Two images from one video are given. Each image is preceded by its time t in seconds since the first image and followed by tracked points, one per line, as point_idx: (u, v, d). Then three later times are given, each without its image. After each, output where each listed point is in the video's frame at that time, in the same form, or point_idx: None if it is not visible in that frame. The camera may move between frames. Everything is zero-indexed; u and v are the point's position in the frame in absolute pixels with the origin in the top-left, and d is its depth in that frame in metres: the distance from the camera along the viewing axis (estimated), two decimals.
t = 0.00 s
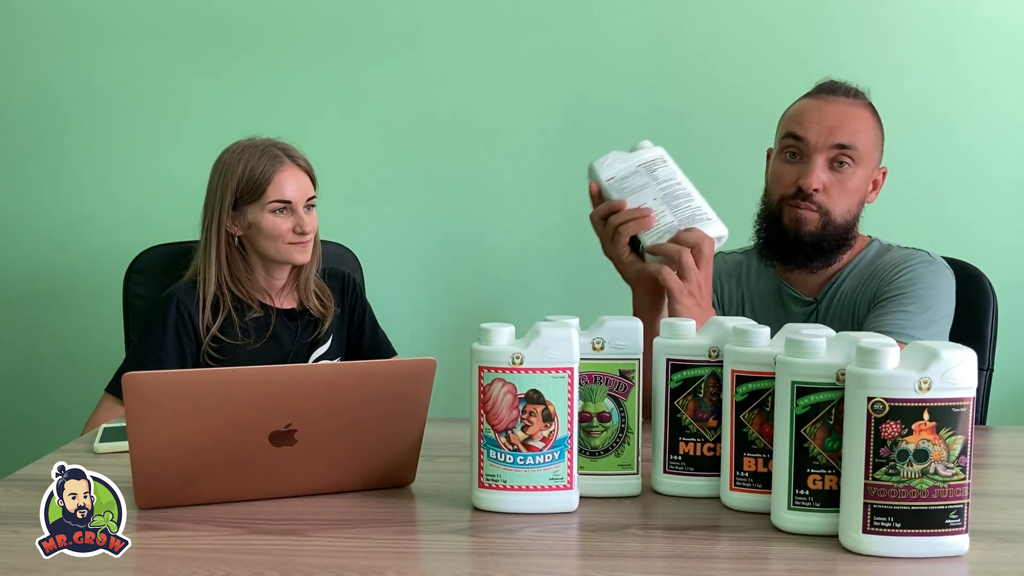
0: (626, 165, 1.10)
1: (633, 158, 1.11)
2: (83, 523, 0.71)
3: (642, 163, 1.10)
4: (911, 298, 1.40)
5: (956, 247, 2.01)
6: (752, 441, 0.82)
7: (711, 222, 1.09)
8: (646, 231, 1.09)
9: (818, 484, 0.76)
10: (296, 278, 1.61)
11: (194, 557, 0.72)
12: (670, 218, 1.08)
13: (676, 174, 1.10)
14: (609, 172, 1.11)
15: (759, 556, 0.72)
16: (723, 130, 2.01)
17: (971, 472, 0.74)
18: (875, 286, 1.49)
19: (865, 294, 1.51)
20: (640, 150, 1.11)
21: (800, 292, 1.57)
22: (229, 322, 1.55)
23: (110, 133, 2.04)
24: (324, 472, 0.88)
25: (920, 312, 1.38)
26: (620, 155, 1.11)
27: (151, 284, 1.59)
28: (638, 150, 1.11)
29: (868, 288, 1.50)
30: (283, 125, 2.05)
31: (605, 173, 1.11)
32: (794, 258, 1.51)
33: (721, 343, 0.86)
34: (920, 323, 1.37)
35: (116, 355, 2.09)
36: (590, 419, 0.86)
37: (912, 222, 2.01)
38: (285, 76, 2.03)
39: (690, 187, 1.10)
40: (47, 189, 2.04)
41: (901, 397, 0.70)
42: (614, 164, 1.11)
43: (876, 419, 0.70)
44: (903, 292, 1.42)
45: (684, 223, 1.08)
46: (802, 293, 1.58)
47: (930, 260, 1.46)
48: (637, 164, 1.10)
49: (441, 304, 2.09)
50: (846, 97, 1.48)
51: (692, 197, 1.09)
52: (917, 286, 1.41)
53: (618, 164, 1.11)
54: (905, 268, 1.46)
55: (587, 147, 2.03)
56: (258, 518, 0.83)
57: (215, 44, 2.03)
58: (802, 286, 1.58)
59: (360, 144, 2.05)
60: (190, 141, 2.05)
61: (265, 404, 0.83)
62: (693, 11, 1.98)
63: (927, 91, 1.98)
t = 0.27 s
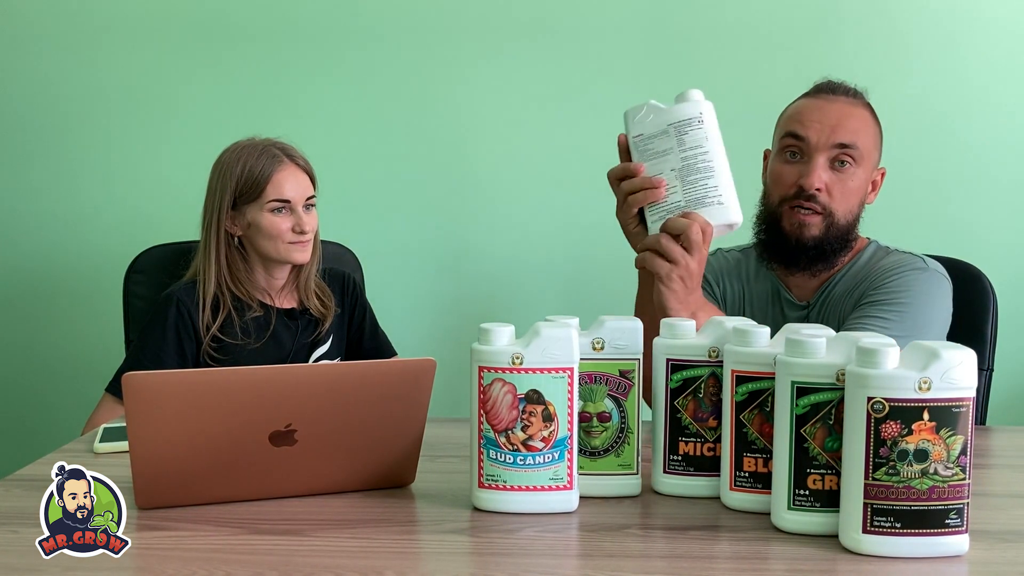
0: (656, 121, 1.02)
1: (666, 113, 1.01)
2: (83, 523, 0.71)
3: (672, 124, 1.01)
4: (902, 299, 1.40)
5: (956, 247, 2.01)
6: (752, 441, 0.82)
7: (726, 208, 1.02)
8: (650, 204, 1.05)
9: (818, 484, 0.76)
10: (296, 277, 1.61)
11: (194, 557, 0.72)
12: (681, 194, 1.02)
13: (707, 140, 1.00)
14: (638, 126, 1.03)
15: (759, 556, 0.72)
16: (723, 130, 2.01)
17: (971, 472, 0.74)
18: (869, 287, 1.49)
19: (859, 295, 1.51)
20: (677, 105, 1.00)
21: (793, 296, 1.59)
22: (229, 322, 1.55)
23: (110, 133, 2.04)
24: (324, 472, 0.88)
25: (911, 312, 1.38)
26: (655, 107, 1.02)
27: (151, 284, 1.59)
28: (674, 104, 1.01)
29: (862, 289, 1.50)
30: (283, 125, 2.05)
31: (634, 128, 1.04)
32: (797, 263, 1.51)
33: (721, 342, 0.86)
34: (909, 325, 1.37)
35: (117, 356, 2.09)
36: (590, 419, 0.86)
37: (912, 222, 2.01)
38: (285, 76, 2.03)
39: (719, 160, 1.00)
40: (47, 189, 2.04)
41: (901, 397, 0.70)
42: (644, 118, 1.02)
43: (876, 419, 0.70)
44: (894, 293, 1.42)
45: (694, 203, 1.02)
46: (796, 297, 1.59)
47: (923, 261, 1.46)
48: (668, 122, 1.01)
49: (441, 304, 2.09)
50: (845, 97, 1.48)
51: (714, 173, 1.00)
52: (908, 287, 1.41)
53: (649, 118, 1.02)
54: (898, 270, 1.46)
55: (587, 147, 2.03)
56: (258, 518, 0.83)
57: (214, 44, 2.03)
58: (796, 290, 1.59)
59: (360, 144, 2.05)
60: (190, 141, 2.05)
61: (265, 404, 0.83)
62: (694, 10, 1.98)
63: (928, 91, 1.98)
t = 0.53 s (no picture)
0: (682, 130, 1.01)
1: (693, 125, 1.00)
2: (83, 523, 0.71)
3: (698, 137, 1.00)
4: (897, 300, 1.40)
5: (956, 248, 2.01)
6: (752, 441, 0.82)
7: (731, 231, 1.02)
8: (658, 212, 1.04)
9: (818, 484, 0.76)
10: (296, 277, 1.61)
11: (194, 557, 0.72)
12: (688, 208, 1.02)
13: (728, 159, 1.00)
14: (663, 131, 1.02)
15: (759, 556, 0.72)
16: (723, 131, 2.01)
17: (972, 472, 0.74)
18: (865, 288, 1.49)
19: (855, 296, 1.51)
20: (707, 118, 1.00)
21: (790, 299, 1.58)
22: (229, 321, 1.55)
23: (110, 133, 2.04)
24: (325, 472, 0.88)
25: (906, 312, 1.38)
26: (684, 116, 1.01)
27: (151, 285, 1.60)
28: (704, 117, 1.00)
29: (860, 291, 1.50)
30: (283, 126, 2.05)
31: (659, 131, 1.02)
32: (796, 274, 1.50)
33: (721, 343, 0.86)
34: (904, 325, 1.37)
35: (116, 356, 2.09)
36: (590, 419, 0.86)
37: (912, 223, 2.01)
38: (285, 77, 2.04)
39: (736, 181, 1.01)
40: (47, 189, 2.04)
41: (901, 397, 0.70)
42: (671, 124, 1.01)
43: (876, 418, 0.70)
44: (889, 293, 1.42)
45: (698, 219, 1.02)
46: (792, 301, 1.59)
47: (919, 259, 1.46)
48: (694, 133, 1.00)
49: (441, 304, 2.09)
50: (845, 107, 1.47)
51: (728, 195, 1.01)
52: (903, 287, 1.41)
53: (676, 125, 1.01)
54: (894, 269, 1.46)
55: (587, 148, 2.03)
56: (258, 518, 0.83)
57: (214, 45, 2.03)
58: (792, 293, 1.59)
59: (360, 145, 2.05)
60: (190, 142, 2.05)
61: (265, 404, 0.83)
62: (694, 11, 1.99)
63: (928, 91, 1.98)
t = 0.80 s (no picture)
0: (670, 137, 1.01)
1: (680, 131, 1.00)
2: (83, 523, 0.71)
3: (685, 144, 1.00)
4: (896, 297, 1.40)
5: (956, 248, 2.01)
6: (752, 441, 0.82)
7: (719, 242, 1.02)
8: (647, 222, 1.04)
9: (818, 484, 0.76)
10: (295, 276, 1.61)
11: (194, 557, 0.72)
12: (676, 217, 1.02)
13: (715, 166, 1.00)
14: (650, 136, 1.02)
15: (759, 556, 0.72)
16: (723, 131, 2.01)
17: (972, 472, 0.74)
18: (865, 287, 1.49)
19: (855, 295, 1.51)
20: (695, 124, 1.00)
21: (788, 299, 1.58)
22: (229, 321, 1.55)
23: (110, 133, 2.04)
24: (325, 472, 0.88)
25: (906, 309, 1.38)
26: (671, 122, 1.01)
27: (151, 285, 1.60)
28: (690, 123, 1.00)
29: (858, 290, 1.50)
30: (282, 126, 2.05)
31: (645, 136, 1.02)
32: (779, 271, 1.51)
33: (721, 343, 0.86)
34: (904, 322, 1.37)
35: (116, 356, 2.09)
36: (590, 419, 0.86)
37: (912, 223, 2.01)
38: (284, 77, 2.04)
39: (722, 189, 1.01)
40: (47, 190, 2.04)
41: (901, 397, 0.70)
42: (658, 130, 1.01)
43: (876, 418, 0.70)
44: (888, 291, 1.42)
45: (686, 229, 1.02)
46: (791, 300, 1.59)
47: (918, 256, 1.46)
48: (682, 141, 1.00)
49: (441, 305, 2.09)
50: (830, 106, 1.47)
51: (716, 204, 1.01)
52: (901, 284, 1.41)
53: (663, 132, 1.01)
54: (892, 267, 1.46)
55: (586, 149, 2.03)
56: (259, 518, 0.83)
57: (214, 45, 2.03)
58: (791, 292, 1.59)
59: (360, 145, 2.05)
60: (190, 142, 2.05)
61: (265, 403, 0.83)
62: (694, 11, 1.99)
63: (927, 92, 1.98)
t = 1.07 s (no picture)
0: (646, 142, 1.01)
1: (655, 135, 1.01)
2: (83, 523, 0.71)
3: (662, 147, 1.00)
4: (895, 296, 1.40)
5: (956, 248, 2.01)
6: (752, 441, 0.82)
7: (711, 239, 1.03)
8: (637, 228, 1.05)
9: (818, 484, 0.76)
10: (295, 276, 1.61)
11: (194, 557, 0.72)
12: (665, 220, 1.03)
13: (694, 165, 1.01)
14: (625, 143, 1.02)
15: (759, 556, 0.72)
16: (723, 131, 2.01)
17: (972, 472, 0.74)
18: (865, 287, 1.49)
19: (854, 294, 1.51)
20: (668, 126, 1.00)
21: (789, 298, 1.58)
22: (229, 321, 1.55)
23: (110, 134, 2.04)
24: (325, 472, 0.88)
25: (905, 309, 1.38)
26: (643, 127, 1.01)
27: (151, 285, 1.60)
28: (664, 125, 1.00)
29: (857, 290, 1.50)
30: (282, 126, 2.05)
31: (619, 142, 1.02)
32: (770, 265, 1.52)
33: (721, 343, 0.86)
34: (904, 322, 1.37)
35: (116, 357, 2.09)
36: (590, 419, 0.86)
37: (912, 223, 2.01)
38: (285, 77, 2.04)
39: (705, 186, 1.02)
40: (47, 190, 2.04)
41: (901, 397, 0.70)
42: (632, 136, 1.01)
43: (876, 418, 0.70)
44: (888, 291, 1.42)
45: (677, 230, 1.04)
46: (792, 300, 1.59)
47: (918, 256, 1.46)
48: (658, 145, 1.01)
49: (441, 305, 2.09)
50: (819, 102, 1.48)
51: (701, 202, 1.02)
52: (901, 284, 1.42)
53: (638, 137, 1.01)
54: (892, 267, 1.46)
55: (586, 149, 2.03)
56: (259, 518, 0.83)
57: (214, 45, 2.03)
58: (793, 294, 1.60)
59: (360, 145, 2.05)
60: (190, 142, 2.05)
61: (265, 404, 0.83)
62: (694, 11, 1.99)
63: (928, 92, 1.98)
